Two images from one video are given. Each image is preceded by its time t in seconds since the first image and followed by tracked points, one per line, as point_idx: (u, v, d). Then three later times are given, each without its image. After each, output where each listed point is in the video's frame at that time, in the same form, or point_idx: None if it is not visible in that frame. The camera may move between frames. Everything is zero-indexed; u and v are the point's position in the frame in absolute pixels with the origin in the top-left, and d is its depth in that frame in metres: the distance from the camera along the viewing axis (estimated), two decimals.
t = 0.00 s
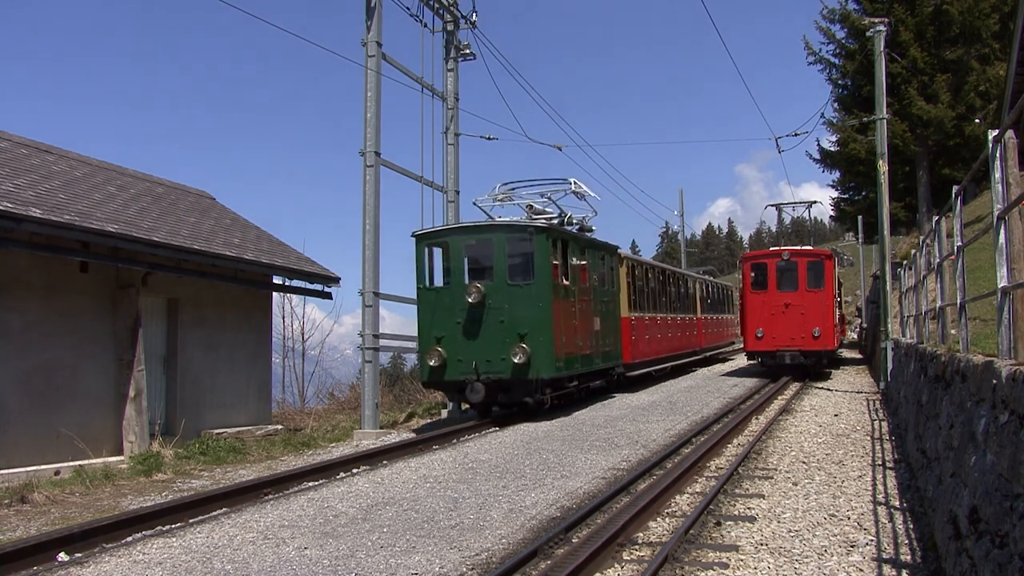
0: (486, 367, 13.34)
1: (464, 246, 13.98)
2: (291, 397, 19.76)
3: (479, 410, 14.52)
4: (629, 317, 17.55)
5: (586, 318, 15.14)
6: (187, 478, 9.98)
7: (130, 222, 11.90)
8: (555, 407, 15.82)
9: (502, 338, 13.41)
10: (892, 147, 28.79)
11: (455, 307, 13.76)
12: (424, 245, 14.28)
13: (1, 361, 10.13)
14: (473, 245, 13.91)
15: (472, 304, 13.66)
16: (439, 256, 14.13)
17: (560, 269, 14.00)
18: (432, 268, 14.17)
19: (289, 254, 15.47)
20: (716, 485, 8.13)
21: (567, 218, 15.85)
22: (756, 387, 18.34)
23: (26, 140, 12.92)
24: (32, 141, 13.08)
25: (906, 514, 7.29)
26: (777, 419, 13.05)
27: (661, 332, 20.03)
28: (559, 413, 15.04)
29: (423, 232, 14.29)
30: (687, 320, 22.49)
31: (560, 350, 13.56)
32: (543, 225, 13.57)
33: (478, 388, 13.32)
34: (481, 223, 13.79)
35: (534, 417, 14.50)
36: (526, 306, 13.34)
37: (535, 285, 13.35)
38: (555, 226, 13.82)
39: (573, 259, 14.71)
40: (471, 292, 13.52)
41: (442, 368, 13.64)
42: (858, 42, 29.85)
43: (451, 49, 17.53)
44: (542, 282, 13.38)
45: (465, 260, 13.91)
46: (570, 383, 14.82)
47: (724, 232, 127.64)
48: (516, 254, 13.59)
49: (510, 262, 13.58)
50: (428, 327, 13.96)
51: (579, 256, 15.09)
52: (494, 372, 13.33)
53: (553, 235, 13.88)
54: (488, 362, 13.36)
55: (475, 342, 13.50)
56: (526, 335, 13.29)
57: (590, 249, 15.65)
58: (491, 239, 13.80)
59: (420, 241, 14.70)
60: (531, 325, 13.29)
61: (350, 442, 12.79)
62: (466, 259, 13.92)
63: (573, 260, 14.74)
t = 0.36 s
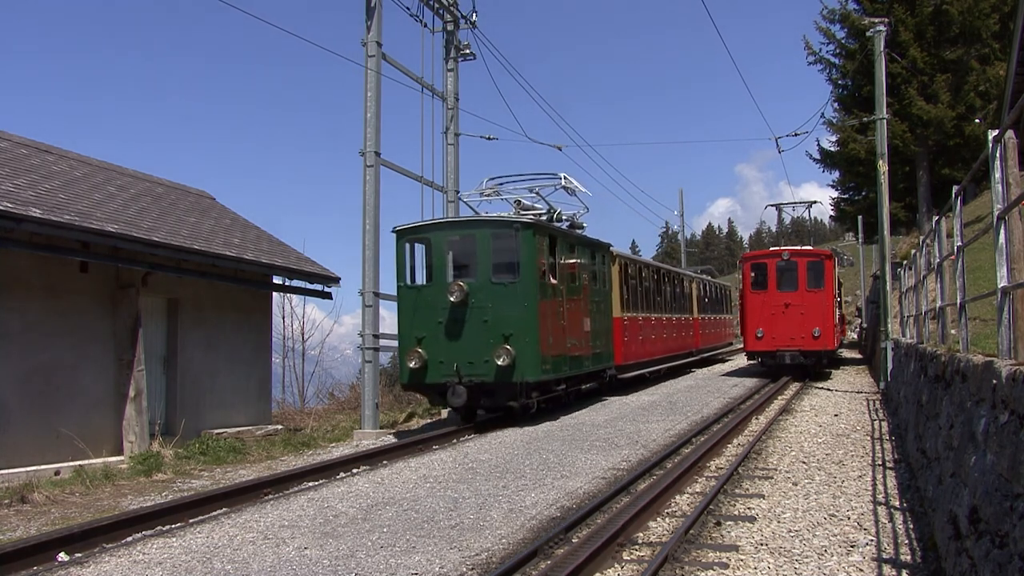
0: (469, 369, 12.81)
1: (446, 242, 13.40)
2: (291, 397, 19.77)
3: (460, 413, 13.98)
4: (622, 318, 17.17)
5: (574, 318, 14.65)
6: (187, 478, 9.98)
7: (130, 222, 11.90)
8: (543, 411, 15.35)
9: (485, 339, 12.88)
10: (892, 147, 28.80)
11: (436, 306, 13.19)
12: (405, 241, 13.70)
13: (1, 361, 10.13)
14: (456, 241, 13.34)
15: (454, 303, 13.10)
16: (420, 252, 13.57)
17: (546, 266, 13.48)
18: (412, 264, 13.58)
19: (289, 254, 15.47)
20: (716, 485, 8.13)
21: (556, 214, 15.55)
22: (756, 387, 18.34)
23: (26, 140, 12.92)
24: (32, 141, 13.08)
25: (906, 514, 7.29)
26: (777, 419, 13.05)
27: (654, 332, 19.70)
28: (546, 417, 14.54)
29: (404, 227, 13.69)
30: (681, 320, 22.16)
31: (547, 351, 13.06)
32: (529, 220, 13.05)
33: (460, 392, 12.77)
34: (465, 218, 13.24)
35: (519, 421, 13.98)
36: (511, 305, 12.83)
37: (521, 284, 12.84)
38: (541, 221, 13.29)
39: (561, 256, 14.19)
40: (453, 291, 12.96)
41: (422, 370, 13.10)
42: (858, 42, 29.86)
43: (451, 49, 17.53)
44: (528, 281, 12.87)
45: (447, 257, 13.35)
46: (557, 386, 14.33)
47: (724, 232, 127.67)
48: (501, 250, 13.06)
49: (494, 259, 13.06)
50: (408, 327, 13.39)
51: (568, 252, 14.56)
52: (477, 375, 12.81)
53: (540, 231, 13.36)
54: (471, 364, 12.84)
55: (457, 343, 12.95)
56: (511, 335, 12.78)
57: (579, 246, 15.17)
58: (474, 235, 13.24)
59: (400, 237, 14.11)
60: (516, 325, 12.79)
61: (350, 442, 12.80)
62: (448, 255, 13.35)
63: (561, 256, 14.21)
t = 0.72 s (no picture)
0: (449, 371, 12.51)
1: (426, 238, 13.14)
2: (291, 397, 19.79)
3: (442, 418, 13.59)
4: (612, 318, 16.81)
5: (559, 318, 14.29)
6: (187, 478, 9.98)
7: (130, 222, 11.90)
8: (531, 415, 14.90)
9: (466, 340, 12.58)
10: (892, 147, 28.78)
11: (416, 305, 12.93)
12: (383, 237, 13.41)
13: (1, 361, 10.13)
14: (435, 237, 13.08)
15: (434, 302, 12.83)
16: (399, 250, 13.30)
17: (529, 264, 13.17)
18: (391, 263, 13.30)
19: (289, 254, 15.47)
20: (716, 485, 8.14)
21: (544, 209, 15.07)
22: (756, 388, 18.35)
23: (26, 140, 12.92)
24: (32, 142, 13.09)
25: (906, 514, 7.29)
26: (777, 419, 13.05)
27: (647, 333, 19.43)
28: (532, 421, 14.12)
29: (382, 224, 13.40)
30: (676, 321, 21.87)
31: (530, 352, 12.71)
32: (511, 216, 12.75)
33: (439, 395, 12.44)
34: (445, 214, 12.97)
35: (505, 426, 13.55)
36: (492, 304, 12.54)
37: (503, 282, 12.55)
38: (524, 218, 12.98)
39: (545, 254, 13.84)
40: (433, 289, 12.69)
41: (400, 372, 12.83)
42: (858, 42, 29.87)
43: (451, 49, 17.53)
44: (509, 279, 12.57)
45: (427, 254, 13.09)
46: (544, 389, 13.95)
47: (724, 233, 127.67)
48: (482, 248, 12.77)
49: (475, 256, 12.78)
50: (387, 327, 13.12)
51: (554, 250, 14.20)
52: (458, 377, 12.50)
53: (523, 228, 13.05)
54: (450, 366, 12.53)
55: (437, 344, 12.65)
56: (492, 336, 12.46)
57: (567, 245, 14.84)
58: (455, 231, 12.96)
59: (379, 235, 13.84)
60: (498, 325, 12.47)
61: (350, 442, 12.83)
62: (428, 252, 13.09)
63: (546, 254, 13.86)
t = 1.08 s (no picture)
0: (427, 375, 11.63)
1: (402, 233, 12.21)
2: (291, 396, 19.80)
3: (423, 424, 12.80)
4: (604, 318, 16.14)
5: (546, 318, 13.37)
6: (187, 478, 9.98)
7: (130, 222, 11.90)
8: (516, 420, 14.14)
9: (444, 341, 11.68)
10: (892, 147, 28.74)
11: (392, 305, 12.02)
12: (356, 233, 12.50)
13: (1, 361, 10.13)
14: (412, 232, 12.15)
15: (411, 302, 11.91)
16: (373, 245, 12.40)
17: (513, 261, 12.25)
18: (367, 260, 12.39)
19: (289, 254, 15.46)
20: (716, 485, 8.14)
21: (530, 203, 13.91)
22: (756, 387, 18.35)
23: (26, 140, 12.92)
24: (32, 142, 13.09)
25: (906, 514, 7.29)
26: (777, 419, 13.05)
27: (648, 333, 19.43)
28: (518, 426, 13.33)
29: (356, 219, 12.49)
30: (670, 320, 21.31)
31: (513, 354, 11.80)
32: (493, 209, 11.83)
33: (416, 400, 11.55)
34: (423, 207, 12.03)
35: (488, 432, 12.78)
36: (472, 304, 11.64)
37: (483, 279, 11.64)
38: (507, 211, 12.06)
39: (530, 250, 12.93)
40: (409, 287, 11.77)
41: (376, 375, 11.94)
42: (858, 43, 29.87)
43: (451, 49, 17.53)
44: (491, 277, 11.66)
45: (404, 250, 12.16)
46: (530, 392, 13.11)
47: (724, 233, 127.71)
48: (461, 244, 11.88)
49: (454, 251, 11.87)
50: (361, 328, 12.22)
51: (539, 245, 13.31)
52: (436, 381, 11.62)
53: (506, 222, 12.13)
54: (429, 369, 11.64)
55: (413, 345, 11.76)
56: (473, 336, 11.56)
57: (554, 239, 13.96)
58: (433, 225, 12.04)
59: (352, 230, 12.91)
60: (478, 326, 11.58)
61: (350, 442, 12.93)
62: (405, 248, 12.17)
63: (531, 249, 12.97)
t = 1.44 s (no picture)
0: (403, 377, 11.08)
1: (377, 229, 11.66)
2: (291, 396, 19.81)
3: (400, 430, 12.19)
4: (593, 318, 15.52)
5: (530, 317, 12.80)
6: (186, 478, 9.98)
7: (130, 222, 11.90)
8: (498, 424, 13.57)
9: (420, 342, 11.13)
10: (892, 147, 28.72)
11: (366, 304, 11.47)
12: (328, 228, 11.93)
13: (1, 361, 10.13)
14: (387, 228, 11.61)
15: (385, 301, 11.36)
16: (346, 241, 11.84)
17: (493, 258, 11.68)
18: (340, 257, 11.82)
19: (289, 254, 15.46)
20: (716, 485, 8.14)
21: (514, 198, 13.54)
22: (756, 388, 18.35)
23: (26, 140, 12.91)
24: (32, 142, 13.09)
25: (906, 514, 7.29)
26: (777, 419, 13.05)
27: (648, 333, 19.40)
28: (500, 432, 12.77)
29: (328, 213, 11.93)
30: (664, 321, 20.79)
31: (493, 356, 11.26)
32: (472, 203, 11.26)
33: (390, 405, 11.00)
34: (398, 202, 11.48)
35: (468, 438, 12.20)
36: (449, 303, 11.09)
37: (460, 278, 11.10)
38: (486, 205, 11.49)
39: (512, 246, 12.36)
40: (383, 285, 11.22)
41: (350, 378, 11.39)
42: (858, 43, 29.87)
43: (451, 49, 17.53)
44: (468, 275, 11.11)
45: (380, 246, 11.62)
46: (513, 395, 12.59)
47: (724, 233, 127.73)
48: (438, 240, 11.32)
49: (431, 247, 11.32)
50: (334, 329, 11.65)
51: (522, 241, 12.72)
52: (412, 384, 11.07)
53: (486, 217, 11.56)
54: (404, 372, 11.10)
55: (388, 347, 11.20)
56: (450, 338, 11.02)
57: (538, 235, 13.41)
58: (408, 221, 11.50)
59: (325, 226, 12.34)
60: (456, 326, 11.03)
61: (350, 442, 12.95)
62: (380, 245, 11.63)
63: (513, 246, 12.40)
